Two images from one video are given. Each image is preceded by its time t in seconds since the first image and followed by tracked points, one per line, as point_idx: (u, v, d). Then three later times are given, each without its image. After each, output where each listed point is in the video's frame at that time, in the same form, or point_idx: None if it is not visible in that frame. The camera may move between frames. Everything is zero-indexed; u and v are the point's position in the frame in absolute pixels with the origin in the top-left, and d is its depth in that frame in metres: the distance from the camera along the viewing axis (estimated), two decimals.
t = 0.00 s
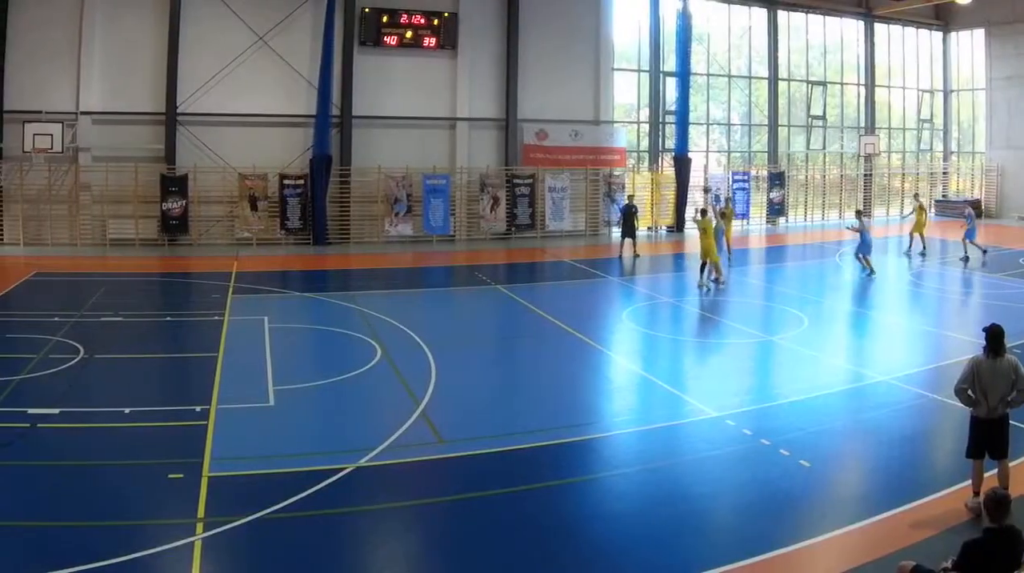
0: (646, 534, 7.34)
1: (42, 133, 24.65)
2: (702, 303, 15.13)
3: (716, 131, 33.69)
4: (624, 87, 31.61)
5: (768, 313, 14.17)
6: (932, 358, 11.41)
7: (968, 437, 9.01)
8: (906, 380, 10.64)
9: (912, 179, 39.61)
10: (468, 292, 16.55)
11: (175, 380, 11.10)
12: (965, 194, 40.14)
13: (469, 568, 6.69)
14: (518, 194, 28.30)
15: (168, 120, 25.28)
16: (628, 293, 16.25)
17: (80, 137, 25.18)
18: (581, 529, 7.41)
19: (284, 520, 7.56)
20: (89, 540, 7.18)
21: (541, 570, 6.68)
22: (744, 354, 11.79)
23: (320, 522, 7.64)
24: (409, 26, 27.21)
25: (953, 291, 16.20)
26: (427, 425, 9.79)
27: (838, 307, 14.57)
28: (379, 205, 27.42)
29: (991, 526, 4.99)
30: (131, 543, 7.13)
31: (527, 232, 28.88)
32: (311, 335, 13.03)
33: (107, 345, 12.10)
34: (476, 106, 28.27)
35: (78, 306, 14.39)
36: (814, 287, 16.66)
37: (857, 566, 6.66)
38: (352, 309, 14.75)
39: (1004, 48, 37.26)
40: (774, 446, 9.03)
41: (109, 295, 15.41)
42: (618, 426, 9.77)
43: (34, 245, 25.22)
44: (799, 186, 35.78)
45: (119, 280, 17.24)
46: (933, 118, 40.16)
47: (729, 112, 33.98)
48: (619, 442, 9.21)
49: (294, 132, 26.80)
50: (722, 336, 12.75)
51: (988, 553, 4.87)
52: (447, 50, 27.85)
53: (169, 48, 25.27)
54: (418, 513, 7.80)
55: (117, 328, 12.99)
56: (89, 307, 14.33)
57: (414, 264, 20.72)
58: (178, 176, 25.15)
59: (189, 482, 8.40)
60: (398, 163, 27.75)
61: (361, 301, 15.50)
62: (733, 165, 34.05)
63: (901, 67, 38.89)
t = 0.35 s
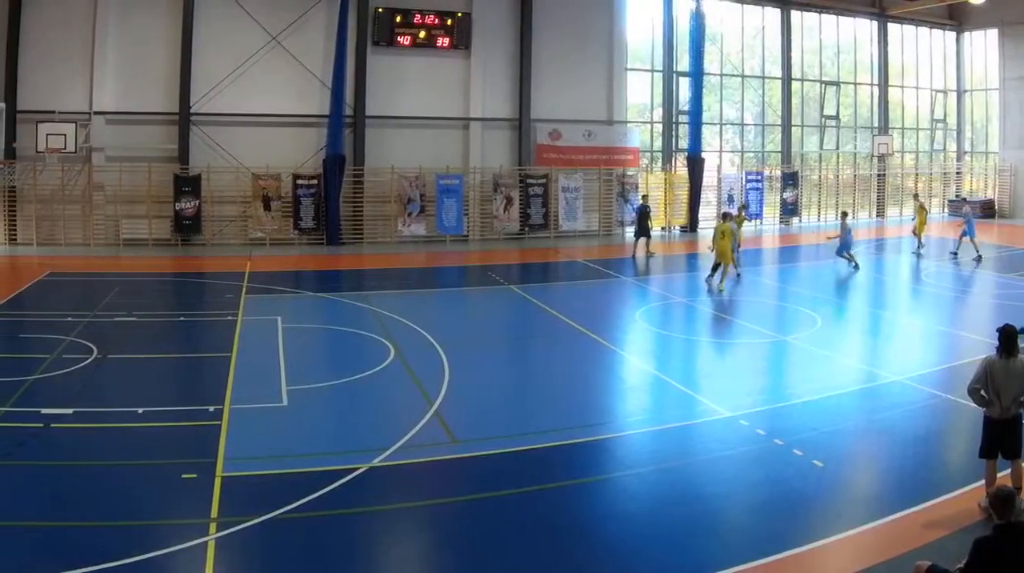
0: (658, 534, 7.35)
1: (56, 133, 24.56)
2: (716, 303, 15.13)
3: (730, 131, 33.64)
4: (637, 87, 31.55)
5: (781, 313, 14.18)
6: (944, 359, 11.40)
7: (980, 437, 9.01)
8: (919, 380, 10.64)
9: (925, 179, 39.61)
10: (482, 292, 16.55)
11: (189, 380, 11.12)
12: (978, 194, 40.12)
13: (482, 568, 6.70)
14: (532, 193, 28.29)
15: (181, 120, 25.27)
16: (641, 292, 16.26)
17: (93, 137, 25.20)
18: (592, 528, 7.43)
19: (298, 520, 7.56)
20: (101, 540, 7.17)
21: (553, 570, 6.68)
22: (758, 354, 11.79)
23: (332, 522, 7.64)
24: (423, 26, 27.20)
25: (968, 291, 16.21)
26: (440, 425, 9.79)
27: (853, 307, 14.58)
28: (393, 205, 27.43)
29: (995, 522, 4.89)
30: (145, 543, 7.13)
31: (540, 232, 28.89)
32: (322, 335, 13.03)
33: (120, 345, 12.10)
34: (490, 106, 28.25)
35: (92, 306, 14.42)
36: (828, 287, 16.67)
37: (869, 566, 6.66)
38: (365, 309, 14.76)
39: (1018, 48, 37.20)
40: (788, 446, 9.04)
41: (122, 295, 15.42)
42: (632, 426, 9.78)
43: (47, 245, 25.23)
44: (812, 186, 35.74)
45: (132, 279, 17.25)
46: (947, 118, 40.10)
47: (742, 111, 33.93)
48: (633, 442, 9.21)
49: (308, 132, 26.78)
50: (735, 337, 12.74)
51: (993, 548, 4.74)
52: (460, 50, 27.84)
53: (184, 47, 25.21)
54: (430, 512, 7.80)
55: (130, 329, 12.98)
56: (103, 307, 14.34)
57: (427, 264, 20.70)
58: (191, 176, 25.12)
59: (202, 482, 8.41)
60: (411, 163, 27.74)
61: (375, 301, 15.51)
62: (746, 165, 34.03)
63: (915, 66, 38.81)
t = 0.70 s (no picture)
0: (674, 533, 7.36)
1: (71, 133, 24.63)
2: (732, 303, 15.12)
3: (744, 131, 33.55)
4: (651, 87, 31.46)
5: (794, 313, 14.17)
6: (958, 359, 11.40)
7: (996, 437, 9.00)
8: (934, 380, 10.63)
9: (939, 178, 39.55)
10: (496, 292, 16.54)
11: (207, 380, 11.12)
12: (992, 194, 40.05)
13: (497, 568, 6.70)
14: (547, 193, 28.25)
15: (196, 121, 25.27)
16: (656, 292, 16.25)
17: (108, 137, 25.21)
18: (607, 528, 7.43)
19: (310, 520, 7.56)
20: (115, 540, 7.17)
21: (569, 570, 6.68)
22: (773, 354, 11.79)
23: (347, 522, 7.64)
24: (437, 27, 27.20)
25: (983, 292, 16.19)
26: (455, 424, 9.79)
27: (869, 307, 14.56)
28: (408, 205, 27.40)
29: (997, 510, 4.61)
30: (160, 542, 7.13)
31: (555, 232, 28.88)
32: (335, 334, 13.03)
33: (134, 345, 12.11)
34: (505, 106, 28.25)
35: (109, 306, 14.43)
36: (843, 287, 16.67)
37: (884, 566, 6.66)
38: (380, 309, 14.75)
39: None
40: (803, 446, 9.04)
41: (138, 295, 15.44)
42: (647, 426, 9.78)
43: (61, 246, 25.11)
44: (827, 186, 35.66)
45: (146, 280, 17.24)
46: (961, 119, 40.06)
47: (756, 111, 33.85)
48: (648, 442, 9.21)
49: (323, 131, 26.79)
50: (748, 337, 12.74)
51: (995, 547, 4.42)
52: (475, 50, 27.85)
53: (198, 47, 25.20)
54: (445, 512, 7.81)
55: (145, 329, 12.99)
56: (119, 307, 14.36)
57: (442, 264, 20.70)
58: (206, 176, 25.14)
59: (217, 482, 8.42)
60: (426, 163, 27.71)
61: (389, 300, 15.52)
62: (761, 165, 33.98)
63: (929, 67, 38.72)
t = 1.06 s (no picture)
0: (687, 534, 7.35)
1: (83, 133, 24.52)
2: (746, 303, 15.13)
3: (758, 131, 33.37)
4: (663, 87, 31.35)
5: (806, 314, 14.17)
6: (971, 359, 11.39)
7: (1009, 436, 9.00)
8: (947, 380, 10.63)
9: (952, 178, 39.40)
10: (509, 292, 16.52)
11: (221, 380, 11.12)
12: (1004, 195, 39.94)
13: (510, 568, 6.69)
14: (560, 193, 28.22)
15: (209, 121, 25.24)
16: (669, 292, 16.25)
17: (121, 137, 25.20)
18: (619, 528, 7.43)
19: (322, 520, 7.55)
20: (129, 540, 7.18)
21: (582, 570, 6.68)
22: (786, 354, 11.80)
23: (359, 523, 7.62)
24: (451, 26, 27.16)
25: (999, 292, 16.20)
26: (467, 424, 9.79)
27: (882, 307, 14.57)
28: (421, 205, 27.39)
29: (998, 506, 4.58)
30: (173, 542, 7.13)
31: (568, 232, 28.83)
32: (347, 334, 13.04)
33: (146, 345, 12.10)
34: (518, 107, 28.22)
35: (123, 306, 14.43)
36: (856, 287, 16.66)
37: (896, 567, 6.65)
38: (392, 309, 14.75)
39: None
40: (816, 446, 9.04)
41: (152, 295, 15.43)
42: (661, 425, 9.78)
43: (74, 246, 25.14)
44: (840, 186, 35.52)
45: (157, 280, 17.22)
46: (974, 119, 39.91)
47: (770, 111, 33.63)
48: (661, 442, 9.22)
49: (336, 131, 26.77)
50: (758, 337, 12.74)
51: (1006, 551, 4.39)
52: (488, 50, 27.82)
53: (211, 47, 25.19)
54: (457, 512, 7.80)
55: (158, 328, 13.00)
56: (132, 307, 14.36)
57: (455, 264, 20.69)
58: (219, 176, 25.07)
59: (230, 482, 8.42)
60: (438, 163, 27.70)
61: (402, 301, 15.52)
62: (774, 165, 33.81)
63: (943, 67, 38.51)
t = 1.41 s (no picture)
0: (702, 534, 7.35)
1: (98, 133, 24.34)
2: (760, 303, 15.14)
3: (772, 131, 33.31)
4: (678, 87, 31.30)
5: (821, 314, 14.16)
6: (986, 359, 11.39)
7: None
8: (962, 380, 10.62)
9: (967, 178, 39.25)
10: (522, 292, 16.51)
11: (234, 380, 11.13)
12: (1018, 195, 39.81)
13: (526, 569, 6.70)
14: (575, 194, 28.03)
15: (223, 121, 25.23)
16: (683, 292, 16.25)
17: (135, 137, 25.23)
18: (635, 528, 7.44)
19: (336, 520, 7.55)
20: (145, 540, 7.18)
21: (599, 570, 6.68)
22: (800, 354, 11.79)
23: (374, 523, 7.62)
24: (465, 26, 27.13)
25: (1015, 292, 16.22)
26: (481, 424, 9.79)
27: (897, 307, 14.57)
28: (435, 205, 27.36)
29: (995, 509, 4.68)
30: (188, 543, 7.12)
31: (582, 232, 28.69)
32: (360, 334, 13.03)
33: (161, 345, 12.10)
34: (532, 107, 28.20)
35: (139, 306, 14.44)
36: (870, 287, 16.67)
37: (912, 567, 6.66)
38: (408, 309, 14.75)
39: None
40: (830, 446, 9.04)
41: (166, 295, 15.44)
42: (675, 425, 9.78)
43: (89, 246, 25.08)
44: (855, 186, 35.38)
45: (171, 280, 17.23)
46: (988, 119, 39.78)
47: (785, 112, 33.58)
48: (676, 442, 9.22)
49: (349, 131, 26.76)
50: (771, 337, 12.74)
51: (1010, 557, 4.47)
52: (502, 50, 27.79)
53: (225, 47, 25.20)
54: (471, 512, 7.81)
55: (172, 328, 13.00)
56: (147, 307, 14.37)
57: (470, 264, 20.69)
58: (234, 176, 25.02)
59: (245, 482, 8.42)
60: (454, 163, 27.70)
61: (417, 301, 15.52)
62: (789, 165, 33.70)
63: (958, 67, 38.35)
